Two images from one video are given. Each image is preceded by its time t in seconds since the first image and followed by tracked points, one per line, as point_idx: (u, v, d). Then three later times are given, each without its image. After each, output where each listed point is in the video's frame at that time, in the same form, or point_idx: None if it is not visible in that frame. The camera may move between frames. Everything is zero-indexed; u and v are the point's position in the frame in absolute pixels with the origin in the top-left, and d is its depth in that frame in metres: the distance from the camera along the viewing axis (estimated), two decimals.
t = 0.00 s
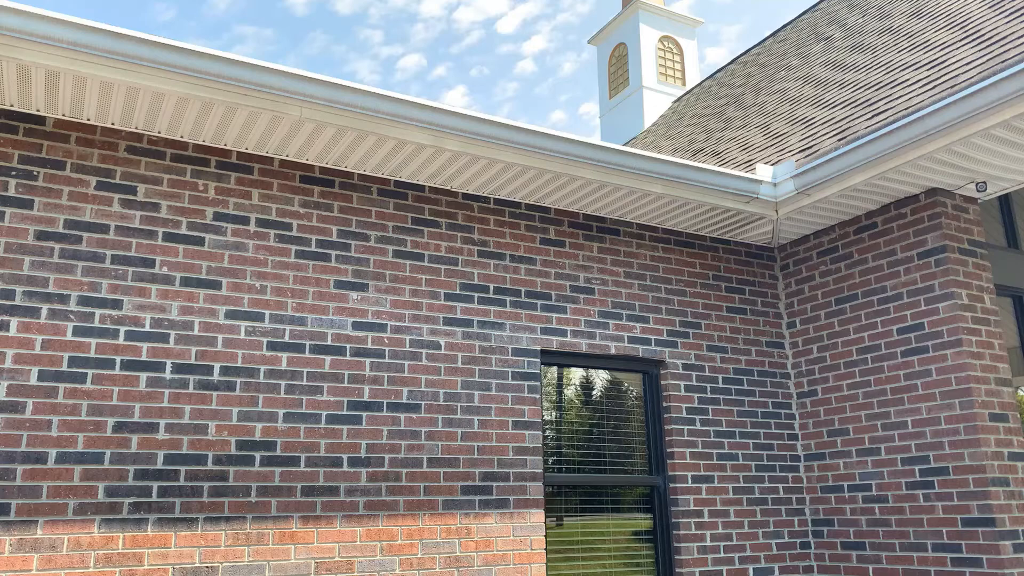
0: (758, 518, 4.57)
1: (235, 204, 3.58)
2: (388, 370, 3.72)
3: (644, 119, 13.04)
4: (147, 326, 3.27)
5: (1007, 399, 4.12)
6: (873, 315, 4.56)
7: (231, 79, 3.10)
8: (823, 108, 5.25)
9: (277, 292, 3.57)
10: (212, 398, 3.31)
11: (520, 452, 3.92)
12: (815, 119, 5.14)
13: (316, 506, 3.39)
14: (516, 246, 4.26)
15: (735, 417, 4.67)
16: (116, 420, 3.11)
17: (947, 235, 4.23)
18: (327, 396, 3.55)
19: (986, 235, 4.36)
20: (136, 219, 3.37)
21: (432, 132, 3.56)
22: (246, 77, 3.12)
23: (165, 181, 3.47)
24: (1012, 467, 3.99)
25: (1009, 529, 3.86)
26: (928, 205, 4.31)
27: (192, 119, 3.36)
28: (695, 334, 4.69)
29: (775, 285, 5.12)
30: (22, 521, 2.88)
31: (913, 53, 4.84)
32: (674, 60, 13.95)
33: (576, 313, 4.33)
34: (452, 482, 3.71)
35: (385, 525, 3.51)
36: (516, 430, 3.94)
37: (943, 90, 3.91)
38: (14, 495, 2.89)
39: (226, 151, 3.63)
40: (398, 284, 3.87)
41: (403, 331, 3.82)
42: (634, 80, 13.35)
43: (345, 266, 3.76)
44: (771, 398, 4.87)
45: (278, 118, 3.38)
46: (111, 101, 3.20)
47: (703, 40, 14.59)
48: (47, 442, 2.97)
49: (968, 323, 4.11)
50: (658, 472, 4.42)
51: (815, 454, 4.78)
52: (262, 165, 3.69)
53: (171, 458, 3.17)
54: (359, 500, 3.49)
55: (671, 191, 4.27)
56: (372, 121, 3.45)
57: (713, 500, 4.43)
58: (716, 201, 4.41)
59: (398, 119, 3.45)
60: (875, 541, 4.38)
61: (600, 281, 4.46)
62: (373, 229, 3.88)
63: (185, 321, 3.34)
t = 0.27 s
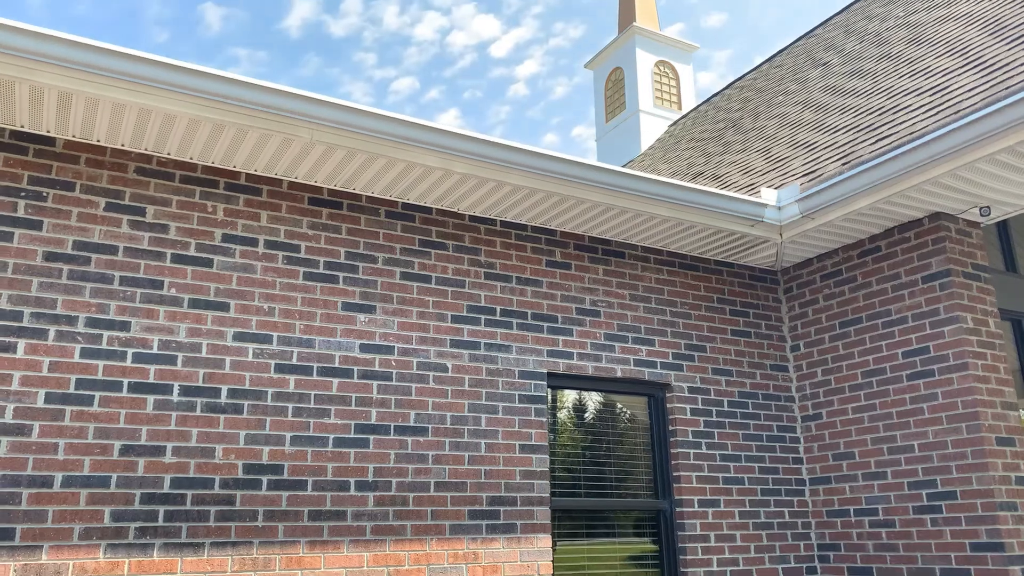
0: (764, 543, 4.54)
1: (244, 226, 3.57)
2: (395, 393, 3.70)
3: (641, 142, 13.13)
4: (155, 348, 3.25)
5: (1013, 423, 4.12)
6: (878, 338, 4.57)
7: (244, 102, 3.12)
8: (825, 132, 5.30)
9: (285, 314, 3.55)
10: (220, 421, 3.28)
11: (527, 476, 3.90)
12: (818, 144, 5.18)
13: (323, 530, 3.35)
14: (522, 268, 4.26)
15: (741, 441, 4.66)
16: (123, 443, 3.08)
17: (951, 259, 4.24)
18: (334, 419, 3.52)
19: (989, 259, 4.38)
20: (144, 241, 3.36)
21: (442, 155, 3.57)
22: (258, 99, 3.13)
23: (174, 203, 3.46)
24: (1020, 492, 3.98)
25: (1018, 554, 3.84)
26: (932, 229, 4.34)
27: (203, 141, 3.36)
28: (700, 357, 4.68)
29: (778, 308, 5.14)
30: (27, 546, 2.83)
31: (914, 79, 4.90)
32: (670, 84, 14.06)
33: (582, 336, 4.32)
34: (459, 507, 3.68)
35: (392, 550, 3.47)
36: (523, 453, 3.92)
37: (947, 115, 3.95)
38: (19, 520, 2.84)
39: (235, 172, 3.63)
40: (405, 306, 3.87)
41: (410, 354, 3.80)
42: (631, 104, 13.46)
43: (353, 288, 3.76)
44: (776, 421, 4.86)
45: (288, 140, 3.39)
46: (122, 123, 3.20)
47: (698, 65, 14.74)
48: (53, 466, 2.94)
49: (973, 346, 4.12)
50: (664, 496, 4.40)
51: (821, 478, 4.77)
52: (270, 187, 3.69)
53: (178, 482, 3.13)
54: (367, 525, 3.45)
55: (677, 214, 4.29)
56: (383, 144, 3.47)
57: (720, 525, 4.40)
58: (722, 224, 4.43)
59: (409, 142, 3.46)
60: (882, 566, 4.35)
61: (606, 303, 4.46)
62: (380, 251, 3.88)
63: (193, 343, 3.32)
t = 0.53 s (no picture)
0: (770, 566, 4.52)
1: (253, 247, 3.57)
2: (403, 416, 3.68)
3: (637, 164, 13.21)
4: (163, 369, 3.23)
5: (1019, 447, 4.12)
6: (882, 361, 4.58)
7: (259, 124, 3.13)
8: (827, 156, 5.35)
9: (293, 335, 3.54)
10: (228, 443, 3.26)
11: (534, 499, 3.88)
12: (820, 168, 5.22)
13: (330, 554, 3.32)
14: (529, 290, 4.26)
15: (747, 464, 4.65)
16: (131, 466, 3.05)
17: (955, 282, 4.27)
18: (342, 442, 3.50)
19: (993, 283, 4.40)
20: (154, 262, 3.35)
21: (451, 177, 3.59)
22: (270, 121, 3.15)
23: (184, 224, 3.45)
24: None
25: None
26: (935, 252, 4.36)
27: (214, 163, 3.37)
28: (705, 380, 4.68)
29: (782, 330, 5.15)
30: (33, 571, 2.79)
31: (915, 104, 4.95)
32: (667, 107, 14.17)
33: (588, 358, 4.32)
34: (467, 531, 3.65)
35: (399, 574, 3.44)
36: (530, 477, 3.90)
37: (951, 141, 3.99)
38: (26, 544, 2.81)
39: (245, 194, 3.64)
40: (413, 328, 3.86)
41: (418, 376, 3.79)
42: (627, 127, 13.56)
43: (361, 310, 3.75)
44: (781, 444, 4.86)
45: (299, 162, 3.40)
46: (134, 144, 3.20)
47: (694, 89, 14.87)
48: (60, 489, 2.91)
49: (978, 369, 4.13)
50: (670, 520, 4.38)
51: (826, 501, 4.76)
52: (280, 209, 3.70)
53: (185, 505, 3.10)
54: (374, 549, 3.42)
55: (683, 236, 4.31)
56: (395, 167, 3.49)
57: (726, 548, 4.38)
58: (727, 247, 4.45)
59: (421, 165, 3.48)
60: None
61: (612, 325, 4.46)
62: (388, 272, 3.88)
63: (201, 364, 3.31)
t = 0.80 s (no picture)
0: None
1: (265, 266, 3.58)
2: (413, 436, 3.68)
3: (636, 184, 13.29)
4: (176, 389, 3.23)
5: None
6: (888, 382, 4.60)
7: (274, 145, 3.16)
8: (830, 178, 5.40)
9: (305, 354, 3.55)
10: (240, 462, 3.25)
11: (543, 520, 3.87)
12: (823, 190, 5.27)
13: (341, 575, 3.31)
14: (537, 309, 4.28)
15: (753, 484, 4.65)
16: (143, 486, 3.04)
17: (960, 303, 4.30)
18: (353, 462, 3.49)
19: (997, 304, 4.43)
20: (167, 281, 3.35)
21: (463, 197, 3.62)
22: (286, 142, 3.17)
23: (197, 243, 3.47)
24: None
25: None
26: (939, 273, 4.40)
27: (228, 183, 3.39)
28: (711, 400, 4.70)
29: (786, 350, 5.17)
30: None
31: (918, 127, 5.01)
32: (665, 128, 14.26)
33: (596, 378, 4.33)
34: (477, 551, 3.64)
35: None
36: (539, 497, 3.89)
37: (954, 164, 4.04)
38: (38, 564, 2.79)
39: (257, 214, 3.65)
40: (423, 347, 3.87)
41: (428, 396, 3.79)
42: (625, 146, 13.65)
43: (372, 329, 3.76)
44: (787, 464, 4.87)
45: (312, 182, 3.42)
46: (149, 164, 3.23)
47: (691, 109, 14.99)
48: (73, 509, 2.90)
49: (984, 391, 4.15)
50: (678, 540, 4.37)
51: (832, 522, 4.77)
52: (292, 228, 3.71)
53: (197, 525, 3.09)
54: (385, 569, 3.41)
55: (690, 257, 4.34)
56: (408, 189, 3.52)
57: (734, 569, 4.37)
58: (734, 268, 4.49)
59: (434, 187, 3.52)
60: None
61: (619, 345, 4.48)
62: (398, 291, 3.89)
63: (213, 384, 3.30)
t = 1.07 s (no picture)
0: None
1: (279, 288, 3.61)
2: (425, 457, 3.70)
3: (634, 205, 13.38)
4: (191, 410, 3.24)
5: None
6: (893, 404, 4.63)
7: (291, 168, 3.21)
8: (832, 201, 5.47)
9: (318, 375, 3.57)
10: (254, 484, 3.26)
11: (553, 541, 3.88)
12: (826, 213, 5.33)
13: None
14: (546, 330, 4.31)
15: (760, 506, 4.67)
16: (158, 507, 3.05)
17: (964, 326, 4.34)
18: (365, 483, 3.51)
19: (1000, 327, 4.48)
20: (182, 302, 3.38)
21: (475, 220, 3.67)
22: (304, 166, 3.23)
23: (212, 265, 3.49)
24: None
25: None
26: (943, 296, 4.45)
27: (244, 206, 3.44)
28: (718, 422, 4.72)
29: (791, 372, 5.21)
30: None
31: (919, 151, 5.09)
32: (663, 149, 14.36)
33: (604, 399, 4.35)
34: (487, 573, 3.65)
35: None
36: (549, 519, 3.90)
37: (956, 190, 4.11)
38: None
39: (272, 236, 3.69)
40: (434, 368, 3.89)
41: (439, 417, 3.81)
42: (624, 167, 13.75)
43: (384, 350, 3.79)
44: (793, 486, 4.89)
45: (327, 206, 3.48)
46: (168, 187, 3.27)
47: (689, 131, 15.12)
48: (89, 530, 2.91)
49: (989, 413, 4.19)
50: (686, 561, 4.39)
51: (838, 543, 4.78)
52: (305, 250, 3.75)
53: (212, 547, 3.09)
54: None
55: (697, 280, 4.39)
56: (421, 211, 3.57)
57: None
58: (740, 290, 4.54)
59: (447, 209, 3.58)
60: None
61: (627, 366, 4.51)
62: (410, 313, 3.92)
63: (228, 405, 3.32)
